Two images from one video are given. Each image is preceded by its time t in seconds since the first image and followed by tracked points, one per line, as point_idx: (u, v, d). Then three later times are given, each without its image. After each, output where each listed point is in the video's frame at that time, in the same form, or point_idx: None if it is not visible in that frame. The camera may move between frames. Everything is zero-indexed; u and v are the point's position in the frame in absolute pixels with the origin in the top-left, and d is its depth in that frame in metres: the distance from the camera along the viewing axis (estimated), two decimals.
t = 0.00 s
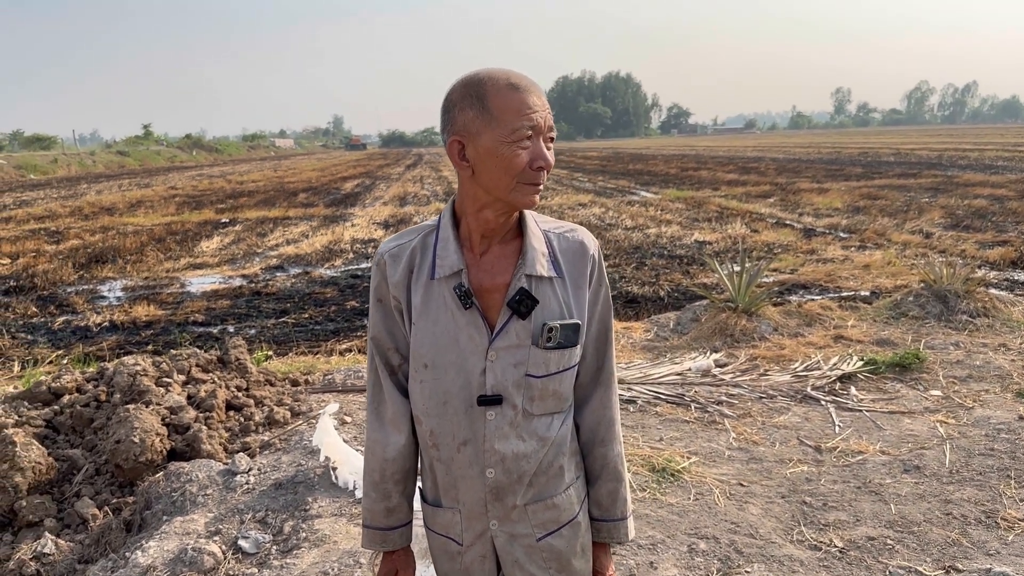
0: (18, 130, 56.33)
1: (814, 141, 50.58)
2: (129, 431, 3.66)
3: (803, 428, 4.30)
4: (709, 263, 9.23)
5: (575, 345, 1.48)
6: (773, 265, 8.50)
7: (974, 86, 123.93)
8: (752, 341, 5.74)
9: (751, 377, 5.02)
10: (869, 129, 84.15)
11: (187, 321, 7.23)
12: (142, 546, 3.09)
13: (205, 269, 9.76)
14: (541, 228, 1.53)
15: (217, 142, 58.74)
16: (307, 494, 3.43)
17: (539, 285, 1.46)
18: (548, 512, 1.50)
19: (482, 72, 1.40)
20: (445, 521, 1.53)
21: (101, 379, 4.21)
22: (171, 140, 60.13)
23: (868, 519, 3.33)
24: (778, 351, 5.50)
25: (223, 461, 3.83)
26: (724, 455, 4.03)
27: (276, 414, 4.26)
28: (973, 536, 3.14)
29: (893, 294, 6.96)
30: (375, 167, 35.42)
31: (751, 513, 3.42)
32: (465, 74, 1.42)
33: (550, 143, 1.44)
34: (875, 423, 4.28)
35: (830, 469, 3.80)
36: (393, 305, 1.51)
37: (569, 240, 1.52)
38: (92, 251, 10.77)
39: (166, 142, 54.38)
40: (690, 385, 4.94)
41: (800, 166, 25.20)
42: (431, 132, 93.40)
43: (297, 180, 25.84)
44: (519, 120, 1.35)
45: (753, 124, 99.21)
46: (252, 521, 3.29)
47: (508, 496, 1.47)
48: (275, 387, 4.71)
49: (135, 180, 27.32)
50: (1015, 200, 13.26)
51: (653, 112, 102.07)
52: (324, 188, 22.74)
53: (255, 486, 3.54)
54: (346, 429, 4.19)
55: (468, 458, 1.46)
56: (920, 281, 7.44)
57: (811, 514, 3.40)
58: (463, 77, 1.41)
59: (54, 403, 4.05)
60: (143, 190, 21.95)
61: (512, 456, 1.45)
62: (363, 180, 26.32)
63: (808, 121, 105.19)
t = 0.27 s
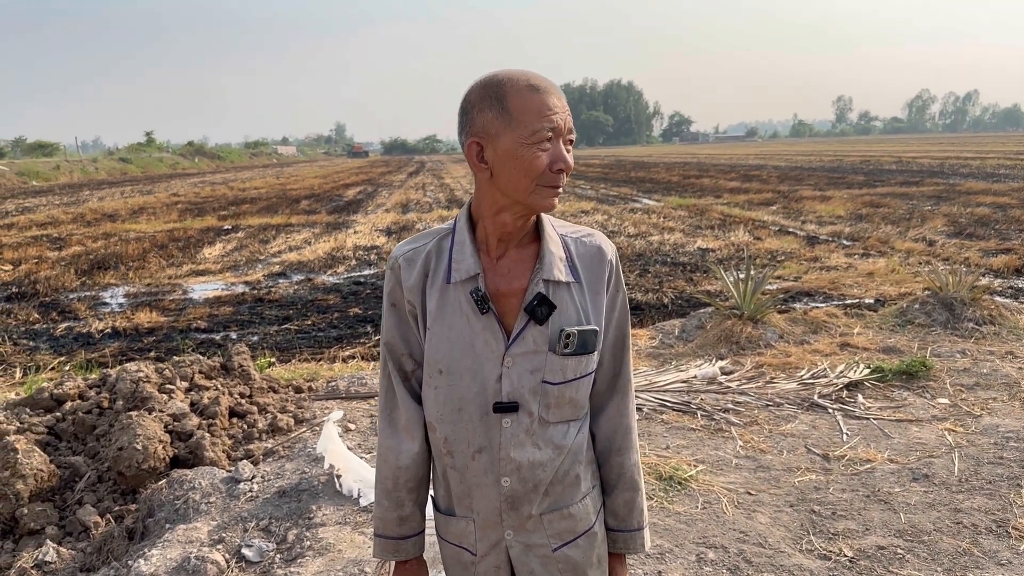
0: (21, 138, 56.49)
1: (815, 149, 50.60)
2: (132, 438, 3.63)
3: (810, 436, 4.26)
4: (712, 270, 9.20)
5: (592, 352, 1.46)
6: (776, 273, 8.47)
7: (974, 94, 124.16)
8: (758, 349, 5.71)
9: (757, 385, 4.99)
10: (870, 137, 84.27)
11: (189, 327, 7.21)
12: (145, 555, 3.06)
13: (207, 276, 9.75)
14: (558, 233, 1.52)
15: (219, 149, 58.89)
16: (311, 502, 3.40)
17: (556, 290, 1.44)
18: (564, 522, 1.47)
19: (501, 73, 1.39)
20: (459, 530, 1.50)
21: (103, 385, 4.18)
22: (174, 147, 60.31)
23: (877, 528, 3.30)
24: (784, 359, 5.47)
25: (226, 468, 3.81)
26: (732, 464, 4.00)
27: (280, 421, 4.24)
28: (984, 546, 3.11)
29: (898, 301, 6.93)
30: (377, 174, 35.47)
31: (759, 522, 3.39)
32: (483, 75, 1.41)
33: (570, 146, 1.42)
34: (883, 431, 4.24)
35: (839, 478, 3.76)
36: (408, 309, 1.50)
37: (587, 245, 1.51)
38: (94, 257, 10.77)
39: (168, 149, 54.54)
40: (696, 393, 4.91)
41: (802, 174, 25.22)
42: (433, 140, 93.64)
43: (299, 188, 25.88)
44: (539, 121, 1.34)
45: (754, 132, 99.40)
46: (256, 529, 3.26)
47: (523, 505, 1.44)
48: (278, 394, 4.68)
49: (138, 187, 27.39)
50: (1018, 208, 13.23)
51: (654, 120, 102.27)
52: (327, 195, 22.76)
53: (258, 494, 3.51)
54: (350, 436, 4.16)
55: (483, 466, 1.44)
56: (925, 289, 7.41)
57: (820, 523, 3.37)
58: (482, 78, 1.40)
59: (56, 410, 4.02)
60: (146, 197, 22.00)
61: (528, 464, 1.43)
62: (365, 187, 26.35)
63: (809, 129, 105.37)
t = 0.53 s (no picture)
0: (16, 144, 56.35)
1: (811, 158, 50.74)
2: (131, 446, 3.58)
3: (817, 445, 4.22)
4: (712, 278, 9.18)
5: (618, 360, 1.42)
6: (777, 280, 8.45)
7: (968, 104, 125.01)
8: (761, 357, 5.67)
9: (762, 393, 4.95)
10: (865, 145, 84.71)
11: (187, 334, 7.15)
12: (144, 566, 3.00)
13: (204, 283, 9.69)
14: (583, 238, 1.50)
15: (215, 156, 58.83)
16: (313, 512, 3.34)
17: (582, 297, 1.41)
18: (589, 537, 1.44)
19: (528, 73, 1.39)
20: (480, 544, 1.46)
21: (102, 393, 4.12)
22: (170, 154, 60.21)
23: (889, 538, 3.26)
24: (788, 366, 5.43)
25: (226, 477, 3.75)
26: (739, 473, 3.95)
27: (280, 429, 4.18)
28: (996, 556, 3.07)
29: (900, 309, 6.91)
30: (374, 182, 35.47)
31: (769, 533, 3.34)
32: (509, 76, 1.41)
33: (597, 148, 1.43)
34: (891, 440, 4.21)
35: (847, 487, 3.72)
36: (428, 316, 1.46)
37: (612, 250, 1.49)
38: (90, 264, 10.70)
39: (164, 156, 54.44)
40: (701, 401, 4.86)
41: (798, 182, 25.26)
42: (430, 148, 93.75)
43: (296, 195, 25.82)
44: (568, 123, 1.34)
45: (749, 141, 99.77)
46: (258, 539, 3.20)
47: (547, 519, 1.41)
48: (278, 402, 4.62)
49: (134, 194, 27.30)
50: (1015, 216, 13.26)
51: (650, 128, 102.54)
52: (324, 202, 22.72)
53: (259, 504, 3.45)
54: (352, 445, 4.10)
55: (505, 478, 1.40)
56: (926, 296, 7.40)
57: (830, 533, 3.33)
58: (508, 79, 1.40)
59: (54, 418, 3.96)
60: (142, 204, 21.91)
61: (553, 477, 1.39)
62: (362, 194, 26.31)
63: (804, 138, 105.85)
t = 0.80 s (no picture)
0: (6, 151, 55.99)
1: (802, 167, 50.98)
2: (125, 456, 3.49)
3: (821, 453, 4.18)
4: (709, 285, 9.15)
5: (641, 368, 1.37)
6: (774, 287, 8.43)
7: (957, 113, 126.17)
8: (762, 364, 5.63)
9: (764, 401, 4.90)
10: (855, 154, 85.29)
11: (180, 342, 7.06)
12: None
13: (197, 290, 9.58)
14: (602, 242, 1.45)
15: (208, 164, 58.64)
16: (312, 523, 3.26)
17: (603, 302, 1.36)
18: (610, 552, 1.38)
19: (548, 71, 1.34)
20: (496, 560, 1.40)
21: (95, 403, 4.04)
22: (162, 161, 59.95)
23: (897, 548, 3.21)
24: (789, 374, 5.39)
25: (222, 488, 3.67)
26: (743, 482, 3.90)
27: (277, 438, 4.11)
28: (1007, 566, 3.03)
29: (898, 317, 6.90)
30: (368, 189, 35.39)
31: (776, 543, 3.29)
32: (528, 73, 1.36)
33: (619, 149, 1.38)
34: (895, 448, 4.17)
35: (853, 496, 3.67)
36: (442, 323, 1.40)
37: (632, 254, 1.44)
38: (81, 271, 10.58)
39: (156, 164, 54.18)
40: (702, 409, 4.81)
41: (791, 190, 25.37)
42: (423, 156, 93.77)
43: (289, 202, 25.70)
44: (591, 122, 1.29)
45: (741, 149, 100.29)
46: (255, 551, 3.11)
47: (568, 534, 1.35)
48: (274, 410, 4.54)
49: (125, 202, 27.08)
50: (1008, 224, 13.32)
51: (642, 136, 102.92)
52: (317, 210, 22.61)
53: (257, 515, 3.37)
54: (350, 454, 4.03)
55: (524, 491, 1.33)
56: (924, 304, 7.39)
57: (838, 543, 3.27)
58: (527, 76, 1.35)
59: (45, 428, 3.87)
60: (134, 211, 21.75)
61: (574, 489, 1.33)
62: (355, 201, 26.22)
63: (795, 146, 106.50)
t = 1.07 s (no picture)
0: None
1: (791, 176, 51.37)
2: (117, 466, 3.44)
3: (816, 460, 4.17)
4: (701, 293, 9.17)
5: (645, 374, 1.36)
6: (765, 295, 8.46)
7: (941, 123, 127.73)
8: (755, 371, 5.64)
9: (758, 408, 4.90)
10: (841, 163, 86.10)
11: (169, 351, 6.98)
12: None
13: (186, 299, 9.50)
14: (606, 248, 1.44)
15: (195, 172, 58.32)
16: (305, 533, 3.21)
17: (607, 308, 1.34)
18: (615, 560, 1.36)
19: (551, 76, 1.32)
20: (499, 569, 1.37)
21: (85, 412, 3.98)
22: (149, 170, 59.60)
23: (893, 555, 3.20)
24: (783, 381, 5.40)
25: (214, 498, 3.61)
26: (739, 489, 3.89)
27: (269, 448, 4.06)
28: (1003, 573, 3.03)
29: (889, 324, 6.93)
30: (357, 197, 35.28)
31: (773, 550, 3.28)
32: (531, 78, 1.34)
33: (622, 153, 1.37)
34: (889, 455, 4.17)
35: (848, 504, 3.67)
36: (444, 329, 1.38)
37: (636, 260, 1.43)
38: (69, 280, 10.47)
39: (143, 172, 53.85)
40: (697, 417, 4.81)
41: (779, 199, 25.55)
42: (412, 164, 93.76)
43: (278, 211, 25.59)
44: (594, 127, 1.28)
45: (729, 158, 100.96)
46: (248, 561, 3.06)
47: (572, 543, 1.33)
48: (266, 419, 4.49)
49: (112, 210, 26.87)
50: (994, 232, 13.46)
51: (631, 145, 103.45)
52: (307, 218, 22.53)
53: (250, 525, 3.31)
54: (343, 463, 3.98)
55: (528, 499, 1.31)
56: (914, 311, 7.43)
57: (835, 550, 3.27)
58: (530, 81, 1.34)
59: (34, 438, 3.81)
60: (121, 220, 21.58)
61: (579, 497, 1.31)
62: (345, 210, 26.15)
63: (782, 155, 107.39)
